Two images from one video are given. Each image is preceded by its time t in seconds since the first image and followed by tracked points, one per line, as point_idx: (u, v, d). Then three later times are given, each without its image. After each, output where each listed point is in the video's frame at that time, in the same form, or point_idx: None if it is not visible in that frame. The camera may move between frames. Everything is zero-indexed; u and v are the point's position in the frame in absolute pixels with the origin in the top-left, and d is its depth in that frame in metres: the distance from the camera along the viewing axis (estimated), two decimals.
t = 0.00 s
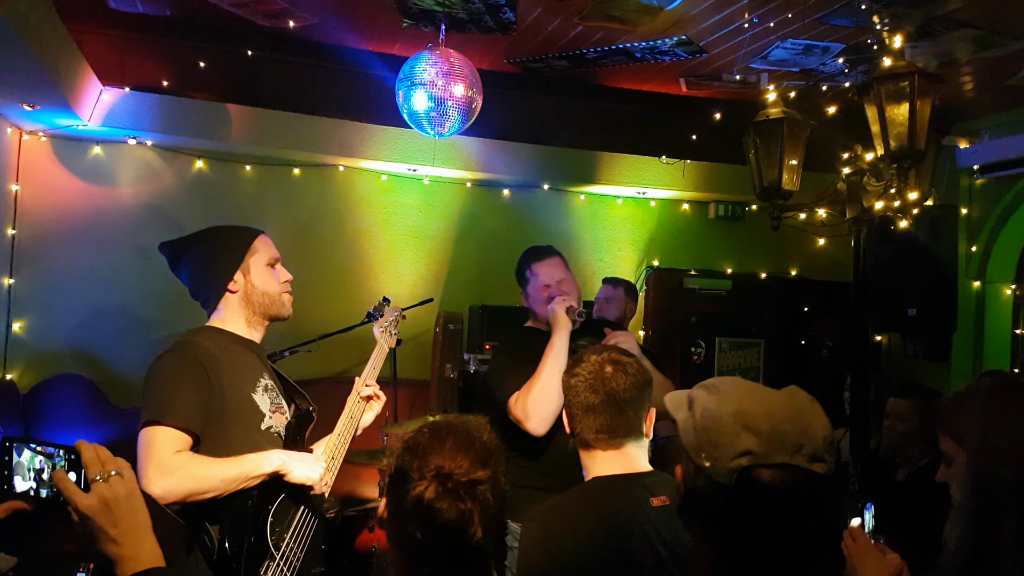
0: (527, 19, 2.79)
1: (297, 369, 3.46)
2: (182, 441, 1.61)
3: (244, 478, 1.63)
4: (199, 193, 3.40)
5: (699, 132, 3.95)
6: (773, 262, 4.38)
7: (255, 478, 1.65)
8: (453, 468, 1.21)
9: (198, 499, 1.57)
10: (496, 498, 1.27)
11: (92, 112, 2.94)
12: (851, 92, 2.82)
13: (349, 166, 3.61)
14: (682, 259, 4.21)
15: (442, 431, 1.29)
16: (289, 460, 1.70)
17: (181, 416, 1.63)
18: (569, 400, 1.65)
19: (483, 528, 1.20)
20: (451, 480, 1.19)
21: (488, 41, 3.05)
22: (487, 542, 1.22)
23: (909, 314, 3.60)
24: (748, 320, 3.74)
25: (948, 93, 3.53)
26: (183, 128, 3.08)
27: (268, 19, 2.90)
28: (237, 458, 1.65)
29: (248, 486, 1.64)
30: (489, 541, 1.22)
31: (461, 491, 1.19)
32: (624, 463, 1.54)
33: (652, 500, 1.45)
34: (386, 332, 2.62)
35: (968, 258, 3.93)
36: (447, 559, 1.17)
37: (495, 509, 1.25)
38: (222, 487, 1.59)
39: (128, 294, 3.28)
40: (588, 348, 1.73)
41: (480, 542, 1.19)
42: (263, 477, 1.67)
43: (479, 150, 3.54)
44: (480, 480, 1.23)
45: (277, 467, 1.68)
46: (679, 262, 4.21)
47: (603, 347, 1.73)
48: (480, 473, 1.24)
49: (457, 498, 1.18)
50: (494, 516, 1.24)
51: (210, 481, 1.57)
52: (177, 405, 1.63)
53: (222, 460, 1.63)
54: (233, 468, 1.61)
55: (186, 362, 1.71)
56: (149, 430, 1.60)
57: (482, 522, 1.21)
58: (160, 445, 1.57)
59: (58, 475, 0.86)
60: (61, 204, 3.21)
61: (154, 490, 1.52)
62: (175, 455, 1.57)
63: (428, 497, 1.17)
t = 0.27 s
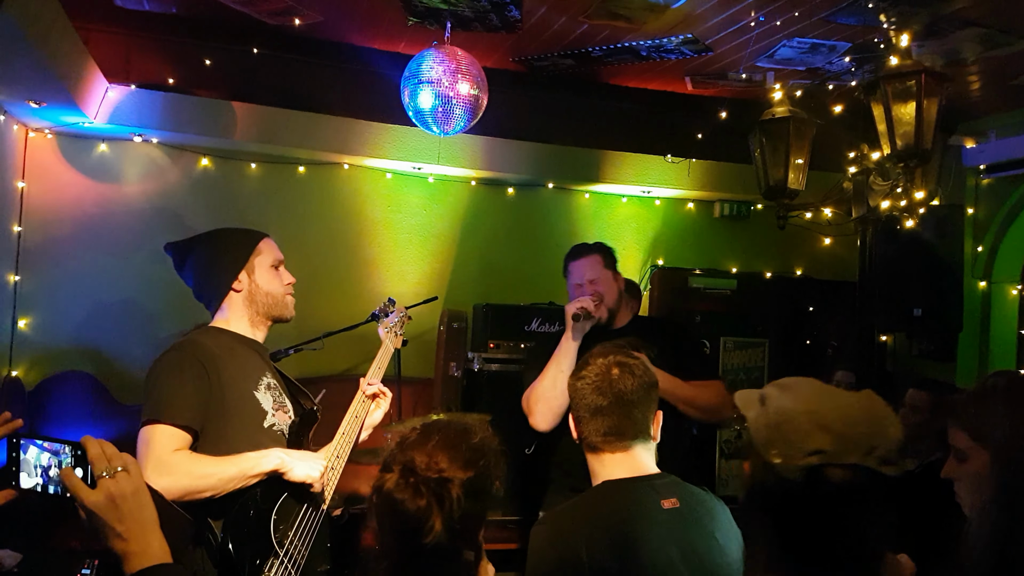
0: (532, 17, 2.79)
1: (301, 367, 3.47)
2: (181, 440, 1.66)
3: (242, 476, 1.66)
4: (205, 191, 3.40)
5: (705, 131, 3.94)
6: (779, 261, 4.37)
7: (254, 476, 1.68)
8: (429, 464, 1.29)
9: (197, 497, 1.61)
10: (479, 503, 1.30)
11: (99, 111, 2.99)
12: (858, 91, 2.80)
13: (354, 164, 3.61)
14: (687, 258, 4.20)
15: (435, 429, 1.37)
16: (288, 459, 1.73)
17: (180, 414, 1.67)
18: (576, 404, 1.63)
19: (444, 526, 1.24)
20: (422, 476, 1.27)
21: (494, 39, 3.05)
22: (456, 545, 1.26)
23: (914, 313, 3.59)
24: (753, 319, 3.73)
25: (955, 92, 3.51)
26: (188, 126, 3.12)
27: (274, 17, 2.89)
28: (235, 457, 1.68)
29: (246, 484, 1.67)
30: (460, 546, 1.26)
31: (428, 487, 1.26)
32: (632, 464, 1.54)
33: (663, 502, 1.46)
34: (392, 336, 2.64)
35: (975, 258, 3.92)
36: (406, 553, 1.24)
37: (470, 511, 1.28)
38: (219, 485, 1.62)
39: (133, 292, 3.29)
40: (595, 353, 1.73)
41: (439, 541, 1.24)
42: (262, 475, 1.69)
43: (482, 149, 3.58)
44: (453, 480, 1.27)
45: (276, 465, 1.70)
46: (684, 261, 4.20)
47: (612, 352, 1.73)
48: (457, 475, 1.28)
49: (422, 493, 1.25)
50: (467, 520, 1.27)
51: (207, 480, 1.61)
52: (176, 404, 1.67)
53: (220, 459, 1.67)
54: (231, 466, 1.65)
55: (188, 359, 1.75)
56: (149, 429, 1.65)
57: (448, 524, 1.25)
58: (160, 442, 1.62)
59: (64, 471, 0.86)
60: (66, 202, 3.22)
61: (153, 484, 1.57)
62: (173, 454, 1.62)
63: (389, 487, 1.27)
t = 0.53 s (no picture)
0: (536, 17, 2.79)
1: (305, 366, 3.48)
2: (185, 440, 1.66)
3: (246, 475, 1.66)
4: (209, 190, 3.41)
5: (709, 131, 3.94)
6: (783, 261, 4.37)
7: (258, 475, 1.68)
8: (394, 464, 1.10)
9: (201, 497, 1.61)
10: (453, 512, 1.09)
11: (103, 109, 2.98)
12: (863, 91, 2.80)
13: (358, 163, 3.63)
14: (691, 258, 4.21)
15: (418, 428, 1.17)
16: (292, 458, 1.72)
17: (184, 414, 1.67)
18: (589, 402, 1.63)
19: (402, 532, 1.07)
20: (383, 474, 1.10)
21: (497, 38, 3.05)
22: (420, 556, 1.08)
23: (919, 313, 3.59)
24: (757, 319, 3.73)
25: (958, 92, 3.51)
26: (192, 125, 3.12)
27: (278, 16, 2.90)
28: (239, 456, 1.69)
29: (250, 484, 1.67)
30: (425, 557, 1.09)
31: (388, 489, 1.09)
32: (645, 467, 1.55)
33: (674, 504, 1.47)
34: (398, 341, 2.67)
35: (979, 258, 3.92)
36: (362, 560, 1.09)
37: (437, 520, 1.08)
38: (222, 485, 1.63)
39: (137, 291, 3.30)
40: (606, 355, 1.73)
41: (396, 550, 1.07)
42: (266, 474, 1.69)
43: (487, 148, 3.57)
44: (418, 483, 1.08)
45: (280, 464, 1.70)
46: (689, 261, 4.20)
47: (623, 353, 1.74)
48: (428, 476, 1.09)
49: (381, 494, 1.09)
50: (434, 529, 1.08)
51: (210, 479, 1.61)
52: (179, 403, 1.68)
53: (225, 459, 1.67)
54: (234, 465, 1.65)
55: (191, 359, 1.76)
56: (152, 430, 1.65)
57: (411, 532, 1.08)
58: (163, 443, 1.63)
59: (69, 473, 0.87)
60: (71, 201, 3.23)
61: (154, 484, 1.58)
62: (177, 454, 1.62)
63: (350, 485, 1.12)
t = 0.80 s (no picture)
0: (539, 17, 2.78)
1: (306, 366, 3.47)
2: (188, 439, 1.66)
3: (249, 474, 1.68)
4: (211, 189, 3.41)
5: (711, 132, 3.94)
6: (786, 262, 4.36)
7: (261, 474, 1.69)
8: (384, 460, 1.10)
9: (203, 496, 1.62)
10: (441, 512, 1.07)
11: (106, 108, 2.98)
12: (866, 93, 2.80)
13: (360, 163, 3.63)
14: (693, 259, 4.20)
15: (415, 426, 1.16)
16: (293, 456, 1.74)
17: (187, 413, 1.67)
18: (607, 408, 1.62)
19: (384, 529, 1.06)
20: (372, 469, 1.10)
21: (500, 38, 3.04)
22: (404, 555, 1.07)
23: (921, 315, 3.58)
24: (758, 320, 3.72)
25: (962, 94, 3.50)
26: (195, 124, 3.11)
27: (280, 16, 2.90)
28: (242, 455, 1.70)
29: (253, 482, 1.69)
30: (410, 556, 1.08)
31: (374, 484, 1.08)
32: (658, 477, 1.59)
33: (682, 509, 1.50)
34: (398, 338, 2.66)
35: (981, 260, 3.92)
36: (349, 557, 1.08)
37: (423, 519, 1.07)
38: (225, 484, 1.64)
39: (139, 289, 3.30)
40: (627, 351, 1.71)
41: (380, 549, 1.06)
42: (269, 473, 1.70)
43: (489, 148, 3.57)
44: (405, 480, 1.07)
45: (282, 463, 1.72)
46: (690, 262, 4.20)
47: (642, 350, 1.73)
48: (416, 474, 1.07)
49: (366, 489, 1.08)
50: (419, 529, 1.07)
51: (214, 478, 1.62)
52: (182, 402, 1.68)
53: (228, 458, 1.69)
54: (237, 464, 1.67)
55: (194, 359, 1.76)
56: (155, 427, 1.66)
57: (396, 529, 1.07)
58: (166, 442, 1.63)
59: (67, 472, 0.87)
60: (73, 199, 3.23)
61: (154, 483, 1.58)
62: (179, 452, 1.62)
63: (336, 479, 1.12)
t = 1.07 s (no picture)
0: (542, 16, 2.78)
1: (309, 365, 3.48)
2: (194, 436, 1.67)
3: (254, 472, 1.66)
4: (215, 188, 3.41)
5: (714, 131, 3.93)
6: (789, 262, 4.36)
7: (266, 473, 1.67)
8: (391, 465, 1.09)
9: (208, 493, 1.62)
10: (446, 518, 1.08)
11: (110, 108, 2.96)
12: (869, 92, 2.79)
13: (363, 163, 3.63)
14: (696, 259, 4.20)
15: (424, 431, 1.15)
16: (299, 456, 1.71)
17: (192, 411, 1.68)
18: (626, 420, 1.59)
19: (389, 532, 1.06)
20: (378, 473, 1.09)
21: (503, 38, 3.04)
22: (406, 559, 1.09)
23: (924, 315, 3.58)
24: (761, 320, 3.72)
25: (965, 94, 3.50)
26: (198, 124, 3.09)
27: (284, 15, 2.90)
28: (248, 454, 1.69)
29: (260, 482, 1.67)
30: (413, 562, 1.10)
31: (380, 488, 1.07)
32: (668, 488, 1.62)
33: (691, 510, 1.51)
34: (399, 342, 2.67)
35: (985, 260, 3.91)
36: (350, 558, 1.08)
37: (428, 524, 1.08)
38: (233, 481, 1.63)
39: (143, 289, 3.30)
40: (646, 357, 1.64)
41: (381, 552, 1.07)
42: (274, 472, 1.68)
43: (493, 147, 3.54)
44: (412, 486, 1.07)
45: (288, 463, 1.69)
46: (694, 261, 4.19)
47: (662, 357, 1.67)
48: (424, 481, 1.07)
49: (372, 493, 1.07)
50: (421, 534, 1.08)
51: (220, 477, 1.62)
52: (185, 401, 1.68)
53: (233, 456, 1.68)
54: (242, 462, 1.65)
55: (199, 358, 1.76)
56: (161, 424, 1.66)
57: (399, 534, 1.07)
58: (172, 440, 1.63)
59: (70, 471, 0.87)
60: (77, 199, 3.23)
61: (160, 483, 1.59)
62: (185, 450, 1.63)
63: (342, 481, 1.10)
